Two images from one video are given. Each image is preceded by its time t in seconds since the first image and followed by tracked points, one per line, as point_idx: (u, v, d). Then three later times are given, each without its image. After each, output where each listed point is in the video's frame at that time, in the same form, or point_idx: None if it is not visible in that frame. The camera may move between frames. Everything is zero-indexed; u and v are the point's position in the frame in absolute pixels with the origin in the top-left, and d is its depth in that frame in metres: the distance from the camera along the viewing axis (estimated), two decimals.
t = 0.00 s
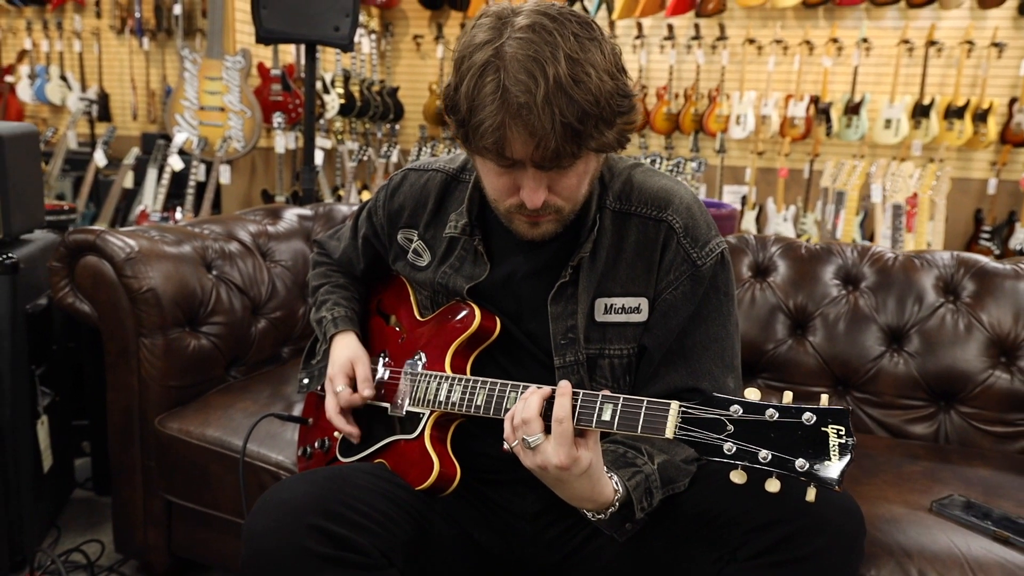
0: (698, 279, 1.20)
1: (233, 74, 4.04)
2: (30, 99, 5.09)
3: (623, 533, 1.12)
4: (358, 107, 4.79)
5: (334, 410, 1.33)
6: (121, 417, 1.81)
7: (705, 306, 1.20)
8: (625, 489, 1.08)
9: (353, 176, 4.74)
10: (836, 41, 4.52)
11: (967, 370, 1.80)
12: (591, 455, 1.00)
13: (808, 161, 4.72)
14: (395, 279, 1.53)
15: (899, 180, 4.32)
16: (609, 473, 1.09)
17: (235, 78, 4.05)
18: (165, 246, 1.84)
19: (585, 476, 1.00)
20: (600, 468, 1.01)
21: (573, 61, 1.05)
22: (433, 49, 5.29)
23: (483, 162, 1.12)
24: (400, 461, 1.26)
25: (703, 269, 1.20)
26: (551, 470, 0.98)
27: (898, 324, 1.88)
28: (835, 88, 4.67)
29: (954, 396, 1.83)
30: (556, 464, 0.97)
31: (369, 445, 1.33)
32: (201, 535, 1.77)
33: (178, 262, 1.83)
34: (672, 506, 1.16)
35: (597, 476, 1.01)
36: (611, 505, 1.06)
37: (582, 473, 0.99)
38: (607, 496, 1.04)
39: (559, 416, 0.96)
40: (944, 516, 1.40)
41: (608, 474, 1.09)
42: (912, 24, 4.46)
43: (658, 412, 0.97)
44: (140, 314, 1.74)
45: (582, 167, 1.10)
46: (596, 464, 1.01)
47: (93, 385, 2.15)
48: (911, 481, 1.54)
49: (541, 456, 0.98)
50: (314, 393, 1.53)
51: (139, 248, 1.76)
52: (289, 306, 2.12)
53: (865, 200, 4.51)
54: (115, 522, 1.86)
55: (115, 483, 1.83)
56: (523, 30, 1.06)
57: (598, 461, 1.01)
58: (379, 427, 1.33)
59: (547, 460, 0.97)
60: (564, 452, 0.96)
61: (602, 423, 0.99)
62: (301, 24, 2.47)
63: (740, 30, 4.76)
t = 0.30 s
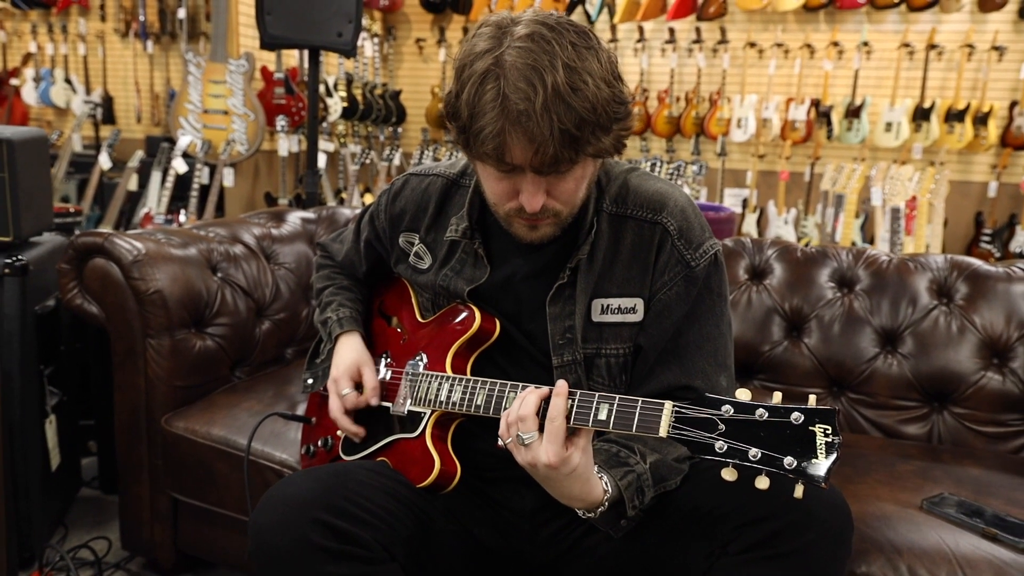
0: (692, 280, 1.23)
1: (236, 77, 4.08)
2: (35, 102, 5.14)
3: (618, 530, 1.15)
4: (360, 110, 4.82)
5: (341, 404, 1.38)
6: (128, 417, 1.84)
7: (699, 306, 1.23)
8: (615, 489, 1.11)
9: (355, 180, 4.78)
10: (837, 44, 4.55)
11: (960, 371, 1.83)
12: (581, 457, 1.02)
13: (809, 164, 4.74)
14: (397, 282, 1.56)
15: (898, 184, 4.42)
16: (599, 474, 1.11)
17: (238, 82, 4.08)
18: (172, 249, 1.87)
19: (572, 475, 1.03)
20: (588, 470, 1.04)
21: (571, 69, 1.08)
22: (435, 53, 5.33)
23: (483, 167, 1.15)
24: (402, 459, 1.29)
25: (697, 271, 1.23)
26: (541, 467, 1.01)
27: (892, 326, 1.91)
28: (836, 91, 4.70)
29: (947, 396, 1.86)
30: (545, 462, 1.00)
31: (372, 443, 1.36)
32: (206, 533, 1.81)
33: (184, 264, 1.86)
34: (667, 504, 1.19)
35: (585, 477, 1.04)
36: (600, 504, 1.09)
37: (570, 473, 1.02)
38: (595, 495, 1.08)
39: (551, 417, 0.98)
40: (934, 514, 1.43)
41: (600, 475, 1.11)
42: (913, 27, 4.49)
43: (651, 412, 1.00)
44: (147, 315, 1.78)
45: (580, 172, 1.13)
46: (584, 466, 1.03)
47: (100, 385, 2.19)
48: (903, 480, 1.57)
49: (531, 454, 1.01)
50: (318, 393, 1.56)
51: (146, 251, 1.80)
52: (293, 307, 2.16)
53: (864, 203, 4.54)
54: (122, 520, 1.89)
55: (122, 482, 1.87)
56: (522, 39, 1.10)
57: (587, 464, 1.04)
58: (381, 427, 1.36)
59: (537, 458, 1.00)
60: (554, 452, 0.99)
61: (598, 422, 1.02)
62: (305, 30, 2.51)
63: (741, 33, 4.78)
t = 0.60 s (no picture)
0: (690, 283, 1.27)
1: (240, 82, 4.12)
2: (39, 106, 5.18)
3: (617, 527, 1.19)
4: (362, 114, 4.86)
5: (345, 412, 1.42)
6: (136, 416, 1.88)
7: (696, 308, 1.27)
8: (613, 487, 1.14)
9: (358, 183, 4.81)
10: (837, 50, 4.58)
11: (954, 373, 1.86)
12: (579, 454, 1.05)
13: (809, 169, 4.77)
14: (401, 284, 1.60)
15: (897, 189, 4.45)
16: (597, 473, 1.14)
17: (242, 86, 4.13)
18: (179, 252, 1.91)
19: (570, 473, 1.06)
20: (585, 469, 1.07)
21: (576, 79, 1.11)
22: (437, 57, 5.38)
23: (489, 173, 1.18)
24: (405, 457, 1.32)
25: (695, 274, 1.26)
26: (541, 464, 1.04)
27: (888, 329, 1.94)
28: (837, 96, 4.72)
29: (942, 398, 1.89)
30: (545, 458, 1.03)
31: (376, 442, 1.39)
32: (213, 530, 1.84)
33: (191, 267, 1.90)
34: (665, 501, 1.22)
35: (582, 475, 1.07)
36: (597, 502, 1.12)
37: (569, 470, 1.05)
38: (593, 493, 1.10)
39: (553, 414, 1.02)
40: (927, 512, 1.46)
41: (596, 473, 1.14)
42: (913, 33, 4.52)
43: (650, 410, 1.04)
44: (155, 316, 1.81)
45: (583, 178, 1.16)
46: (582, 464, 1.06)
47: (107, 386, 2.22)
48: (897, 479, 1.60)
49: (532, 449, 1.04)
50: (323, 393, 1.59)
51: (155, 253, 1.83)
52: (297, 310, 2.19)
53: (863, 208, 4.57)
54: (129, 518, 1.93)
55: (129, 480, 1.90)
56: (528, 50, 1.12)
57: (585, 462, 1.07)
58: (387, 425, 1.40)
59: (537, 454, 1.03)
60: (554, 448, 1.02)
61: (599, 421, 1.05)
62: (310, 36, 2.54)
63: (742, 38, 4.82)
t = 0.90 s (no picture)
0: (690, 287, 1.29)
1: (244, 86, 4.16)
2: (44, 110, 5.23)
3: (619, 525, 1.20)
4: (366, 119, 4.90)
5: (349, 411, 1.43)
6: (144, 417, 1.90)
7: (696, 312, 1.29)
8: (615, 485, 1.16)
9: (361, 188, 4.85)
10: (838, 55, 4.61)
11: (950, 376, 1.88)
12: (583, 453, 1.08)
13: (810, 173, 4.80)
14: (406, 287, 1.62)
15: (896, 193, 4.45)
16: (599, 471, 1.17)
17: (245, 91, 4.17)
18: (187, 256, 1.94)
19: (574, 471, 1.08)
20: (589, 469, 1.10)
21: (580, 87, 1.12)
22: (440, 62, 5.42)
23: (494, 179, 1.19)
24: (410, 458, 1.34)
25: (694, 278, 1.29)
26: (545, 463, 1.06)
27: (886, 333, 1.96)
28: (837, 101, 4.76)
29: (939, 401, 1.91)
30: (550, 457, 1.05)
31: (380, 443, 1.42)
32: (219, 530, 1.87)
33: (199, 270, 1.93)
34: (665, 501, 1.25)
35: (587, 474, 1.10)
36: (600, 500, 1.15)
37: (573, 469, 1.07)
38: (596, 492, 1.13)
39: (556, 414, 1.04)
40: (923, 513, 1.48)
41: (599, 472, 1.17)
42: (913, 38, 4.55)
43: (650, 411, 1.06)
44: (163, 319, 1.84)
45: (587, 183, 1.17)
46: (586, 463, 1.09)
47: (115, 388, 2.25)
48: (894, 481, 1.62)
49: (537, 449, 1.06)
50: (327, 395, 1.61)
51: (163, 258, 1.86)
52: (302, 312, 2.22)
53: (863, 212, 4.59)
54: (137, 518, 1.95)
55: (137, 481, 1.93)
56: (534, 58, 1.13)
57: (589, 462, 1.10)
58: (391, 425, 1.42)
59: (542, 453, 1.06)
60: (558, 447, 1.05)
61: (599, 421, 1.07)
62: (315, 43, 2.58)
63: (743, 43, 4.86)
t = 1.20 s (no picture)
0: (697, 289, 1.30)
1: (251, 90, 4.19)
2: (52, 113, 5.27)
3: (619, 519, 1.28)
4: (371, 122, 4.92)
5: (372, 388, 1.43)
6: (151, 418, 1.92)
7: (704, 313, 1.30)
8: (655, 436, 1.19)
9: (366, 191, 4.87)
10: (843, 58, 4.62)
11: (953, 379, 1.89)
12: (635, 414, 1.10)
13: (815, 176, 4.81)
14: (410, 290, 1.64)
15: (901, 196, 4.40)
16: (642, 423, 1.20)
17: (252, 94, 4.20)
18: (195, 258, 1.96)
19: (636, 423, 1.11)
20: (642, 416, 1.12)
21: (578, 94, 1.13)
22: (445, 65, 5.44)
23: (494, 184, 1.19)
24: (414, 456, 1.36)
25: (700, 281, 1.30)
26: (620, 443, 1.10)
27: (888, 336, 1.97)
28: (842, 104, 4.77)
29: (941, 404, 1.92)
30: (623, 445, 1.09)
31: (385, 442, 1.43)
32: (226, 530, 1.89)
33: (206, 273, 1.95)
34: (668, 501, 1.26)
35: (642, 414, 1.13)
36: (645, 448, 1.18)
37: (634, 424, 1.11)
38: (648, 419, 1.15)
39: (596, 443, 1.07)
40: (925, 515, 1.48)
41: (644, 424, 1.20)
42: (918, 41, 4.56)
43: (646, 409, 1.07)
44: (171, 321, 1.86)
45: (585, 189, 1.18)
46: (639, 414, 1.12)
47: (123, 389, 2.27)
48: (896, 483, 1.63)
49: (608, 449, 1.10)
50: (333, 396, 1.63)
51: (171, 260, 1.89)
52: (309, 315, 2.24)
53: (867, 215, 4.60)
54: (144, 518, 1.97)
55: (145, 482, 1.95)
56: (532, 66, 1.14)
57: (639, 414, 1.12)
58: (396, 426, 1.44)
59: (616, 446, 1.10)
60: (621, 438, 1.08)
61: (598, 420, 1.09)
62: (322, 47, 2.59)
63: (748, 47, 4.88)
